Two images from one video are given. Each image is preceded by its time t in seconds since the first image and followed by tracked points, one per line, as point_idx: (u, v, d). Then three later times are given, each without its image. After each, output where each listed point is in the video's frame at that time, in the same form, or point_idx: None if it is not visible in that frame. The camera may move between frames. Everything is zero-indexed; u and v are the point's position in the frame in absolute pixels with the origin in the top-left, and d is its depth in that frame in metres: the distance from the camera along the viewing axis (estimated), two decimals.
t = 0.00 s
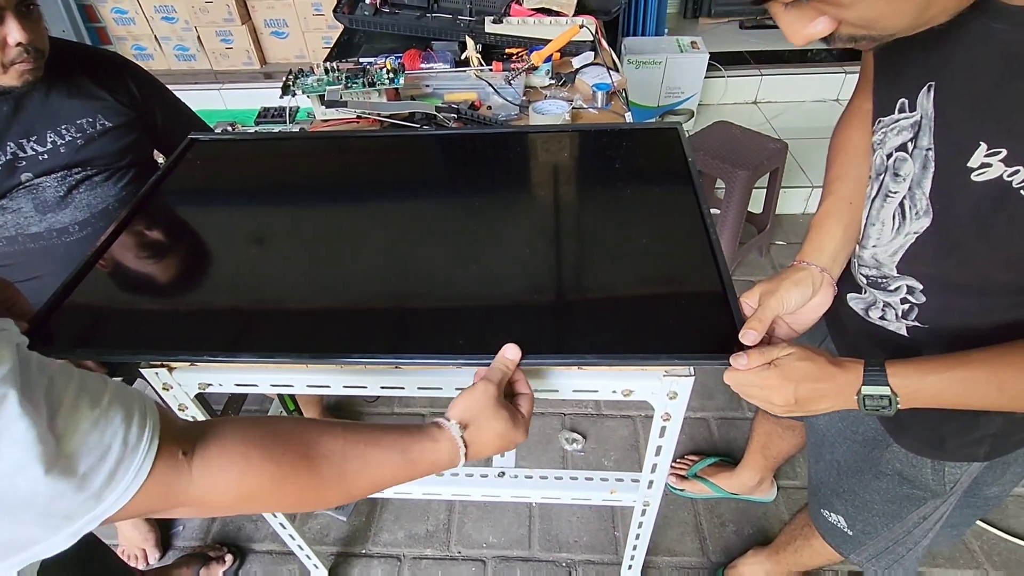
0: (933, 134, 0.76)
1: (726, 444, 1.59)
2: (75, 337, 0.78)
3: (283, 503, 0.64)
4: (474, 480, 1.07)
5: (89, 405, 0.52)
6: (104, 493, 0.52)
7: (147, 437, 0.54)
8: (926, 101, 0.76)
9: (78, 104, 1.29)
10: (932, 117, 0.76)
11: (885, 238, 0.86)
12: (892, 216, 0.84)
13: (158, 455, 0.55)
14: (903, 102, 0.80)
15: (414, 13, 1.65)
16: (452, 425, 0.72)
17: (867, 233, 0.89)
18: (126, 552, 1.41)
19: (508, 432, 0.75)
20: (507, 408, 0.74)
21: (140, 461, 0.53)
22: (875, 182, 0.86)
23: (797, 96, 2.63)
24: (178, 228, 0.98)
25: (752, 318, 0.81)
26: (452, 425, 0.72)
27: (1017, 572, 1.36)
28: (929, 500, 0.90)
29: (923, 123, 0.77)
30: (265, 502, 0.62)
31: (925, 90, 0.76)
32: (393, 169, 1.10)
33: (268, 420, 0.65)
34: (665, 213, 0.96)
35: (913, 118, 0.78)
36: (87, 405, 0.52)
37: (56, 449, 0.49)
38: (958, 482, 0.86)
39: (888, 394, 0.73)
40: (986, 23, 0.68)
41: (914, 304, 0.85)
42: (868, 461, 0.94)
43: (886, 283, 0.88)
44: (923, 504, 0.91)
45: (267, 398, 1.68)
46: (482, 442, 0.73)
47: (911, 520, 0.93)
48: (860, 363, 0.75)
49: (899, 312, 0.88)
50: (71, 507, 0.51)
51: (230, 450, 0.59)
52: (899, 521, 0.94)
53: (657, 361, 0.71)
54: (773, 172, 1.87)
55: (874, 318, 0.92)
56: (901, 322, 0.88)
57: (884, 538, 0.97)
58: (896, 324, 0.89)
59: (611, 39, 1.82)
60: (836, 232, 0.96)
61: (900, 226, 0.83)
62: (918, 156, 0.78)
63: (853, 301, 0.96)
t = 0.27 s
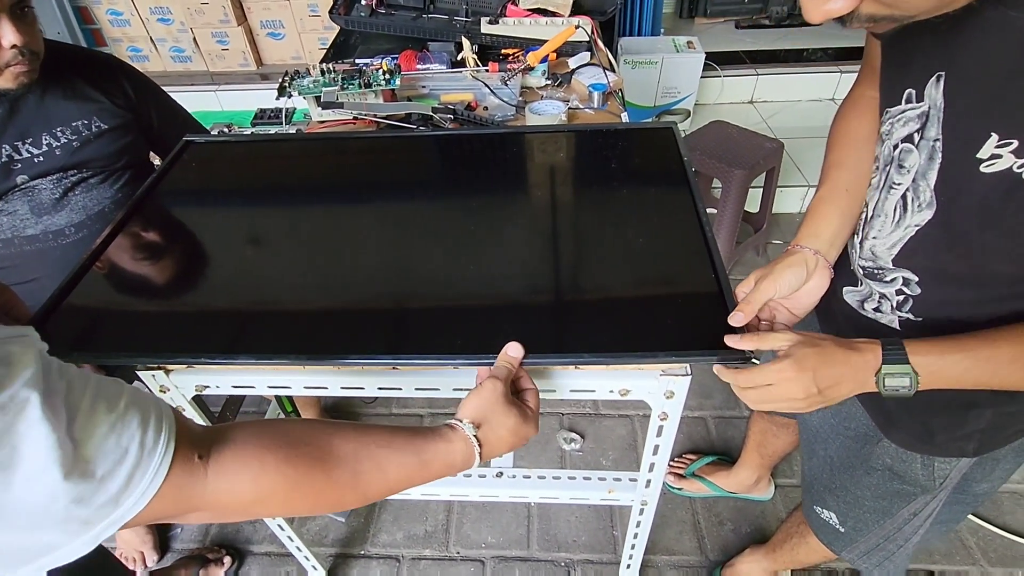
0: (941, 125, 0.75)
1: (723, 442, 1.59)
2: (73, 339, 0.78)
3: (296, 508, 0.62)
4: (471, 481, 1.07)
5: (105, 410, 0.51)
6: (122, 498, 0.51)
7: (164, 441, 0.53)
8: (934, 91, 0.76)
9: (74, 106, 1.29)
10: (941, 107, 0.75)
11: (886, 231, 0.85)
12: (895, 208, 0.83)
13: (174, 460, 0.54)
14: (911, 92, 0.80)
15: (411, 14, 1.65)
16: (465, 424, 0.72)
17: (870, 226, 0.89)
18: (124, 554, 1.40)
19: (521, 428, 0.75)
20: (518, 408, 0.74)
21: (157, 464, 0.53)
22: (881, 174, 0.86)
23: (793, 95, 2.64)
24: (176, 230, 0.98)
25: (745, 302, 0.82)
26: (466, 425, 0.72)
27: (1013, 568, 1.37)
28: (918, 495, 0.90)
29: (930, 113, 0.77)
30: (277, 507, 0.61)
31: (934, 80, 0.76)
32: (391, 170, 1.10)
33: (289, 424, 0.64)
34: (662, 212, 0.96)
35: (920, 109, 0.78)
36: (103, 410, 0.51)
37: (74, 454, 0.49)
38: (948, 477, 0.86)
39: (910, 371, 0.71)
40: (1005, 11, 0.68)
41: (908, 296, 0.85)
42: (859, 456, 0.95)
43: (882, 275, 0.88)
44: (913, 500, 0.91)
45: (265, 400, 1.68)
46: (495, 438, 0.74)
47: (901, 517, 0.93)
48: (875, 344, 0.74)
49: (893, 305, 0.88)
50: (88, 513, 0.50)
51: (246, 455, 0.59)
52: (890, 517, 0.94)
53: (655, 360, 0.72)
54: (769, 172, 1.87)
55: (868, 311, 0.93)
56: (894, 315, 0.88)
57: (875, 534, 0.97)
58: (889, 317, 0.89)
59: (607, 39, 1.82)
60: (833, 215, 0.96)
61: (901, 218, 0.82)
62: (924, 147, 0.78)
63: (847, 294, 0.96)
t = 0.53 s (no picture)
0: (953, 123, 0.74)
1: (722, 442, 1.59)
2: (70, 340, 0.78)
3: (326, 493, 0.62)
4: (470, 481, 1.07)
5: (136, 395, 0.51)
6: (155, 483, 0.51)
7: (194, 425, 0.53)
8: (948, 89, 0.75)
9: (71, 106, 1.29)
10: (954, 105, 0.74)
11: (891, 229, 0.84)
12: (902, 206, 0.82)
13: (205, 443, 0.54)
14: (925, 89, 0.78)
15: (409, 14, 1.65)
16: (493, 412, 0.71)
17: (874, 224, 0.88)
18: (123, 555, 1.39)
19: (549, 425, 0.73)
20: (547, 400, 0.73)
21: (187, 449, 0.52)
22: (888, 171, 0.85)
23: (791, 95, 2.65)
24: (173, 230, 0.98)
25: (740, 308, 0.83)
26: (493, 413, 0.71)
27: (1010, 565, 1.37)
28: (913, 489, 0.91)
29: (943, 111, 0.75)
30: (307, 492, 0.61)
31: (948, 77, 0.75)
32: (389, 170, 1.10)
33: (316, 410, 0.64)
34: (660, 211, 0.96)
35: (933, 106, 0.77)
36: (134, 396, 0.51)
37: (107, 440, 0.48)
38: (942, 471, 0.87)
39: (900, 360, 0.72)
40: (1004, 10, 0.68)
41: (903, 294, 0.85)
42: (854, 451, 0.95)
43: (877, 274, 0.89)
44: (906, 494, 0.91)
45: (263, 400, 1.69)
46: (522, 431, 0.71)
47: (894, 511, 0.94)
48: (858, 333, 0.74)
49: (888, 304, 0.88)
50: (124, 498, 0.50)
51: (273, 437, 0.58)
52: (884, 512, 0.95)
53: (653, 359, 0.72)
54: (766, 171, 1.88)
55: (863, 309, 0.93)
56: (889, 313, 0.88)
57: (868, 529, 0.97)
58: (884, 315, 0.89)
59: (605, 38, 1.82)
60: (826, 210, 0.97)
61: (905, 217, 0.82)
62: (934, 145, 0.76)
63: (842, 293, 0.97)
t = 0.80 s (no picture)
0: (972, 124, 0.71)
1: (722, 441, 1.60)
2: (72, 339, 0.78)
3: (300, 513, 0.61)
4: (471, 479, 1.08)
5: (113, 412, 0.50)
6: (123, 505, 0.49)
7: (168, 447, 0.52)
8: (965, 89, 0.72)
9: (71, 106, 1.29)
10: (972, 106, 0.71)
11: (900, 231, 0.83)
12: (914, 208, 0.80)
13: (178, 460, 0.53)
14: (938, 88, 0.75)
15: (409, 14, 1.65)
16: (465, 411, 0.72)
17: (881, 226, 0.86)
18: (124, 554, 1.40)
19: (524, 425, 0.74)
20: (519, 400, 0.74)
21: (158, 474, 0.51)
22: (895, 172, 0.82)
23: (791, 94, 2.65)
24: (174, 230, 0.98)
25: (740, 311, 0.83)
26: (466, 412, 0.71)
27: (1010, 563, 1.37)
28: (913, 484, 0.91)
29: (959, 112, 0.73)
30: (280, 512, 0.59)
31: (964, 77, 0.72)
32: (389, 169, 1.10)
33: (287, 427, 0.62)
34: (660, 210, 0.97)
35: (948, 106, 0.74)
36: (111, 412, 0.50)
37: (79, 457, 0.47)
38: (942, 465, 0.87)
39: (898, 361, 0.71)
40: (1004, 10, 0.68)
41: (904, 301, 0.86)
42: (854, 448, 0.95)
43: (880, 279, 0.89)
44: (907, 489, 0.92)
45: (263, 400, 1.69)
46: (495, 431, 0.72)
47: (895, 506, 0.95)
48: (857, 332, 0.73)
49: (888, 307, 0.89)
50: (87, 520, 0.48)
51: (251, 457, 0.57)
52: (884, 507, 0.95)
53: (653, 357, 0.72)
54: (766, 171, 1.88)
55: (862, 311, 0.93)
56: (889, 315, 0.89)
57: (869, 525, 0.98)
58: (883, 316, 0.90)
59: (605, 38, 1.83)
60: (823, 214, 0.96)
61: (917, 220, 0.80)
62: (950, 147, 0.74)
63: (838, 296, 0.98)
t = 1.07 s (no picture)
0: (977, 121, 0.71)
1: (722, 440, 1.59)
2: (73, 336, 0.78)
3: None
4: (471, 477, 1.08)
5: None
6: None
7: None
8: (973, 85, 0.71)
9: (71, 103, 1.29)
10: (979, 102, 0.71)
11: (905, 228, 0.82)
12: (920, 205, 0.79)
13: None
14: (948, 84, 0.75)
15: (410, 12, 1.65)
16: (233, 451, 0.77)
17: (889, 223, 0.85)
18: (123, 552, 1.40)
19: (298, 453, 0.84)
20: (288, 427, 0.83)
21: None
22: (904, 168, 0.82)
23: (792, 93, 2.65)
24: (175, 228, 0.98)
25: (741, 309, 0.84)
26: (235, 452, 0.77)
27: (1010, 562, 1.38)
28: (915, 479, 0.92)
29: (966, 108, 0.72)
30: None
31: (973, 73, 0.71)
32: (390, 167, 1.10)
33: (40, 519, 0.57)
34: (661, 209, 0.97)
35: (958, 102, 0.73)
36: None
37: None
38: (944, 460, 0.88)
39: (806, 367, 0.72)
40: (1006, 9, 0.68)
41: (904, 304, 0.86)
42: (856, 445, 0.95)
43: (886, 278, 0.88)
44: (908, 485, 0.93)
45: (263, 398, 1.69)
46: (268, 461, 0.80)
47: (896, 502, 0.96)
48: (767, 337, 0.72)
49: (889, 308, 0.89)
50: None
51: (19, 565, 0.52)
52: (885, 503, 0.96)
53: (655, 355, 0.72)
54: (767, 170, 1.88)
55: (865, 310, 0.93)
56: (889, 315, 0.89)
57: (870, 520, 0.99)
58: (883, 315, 0.90)
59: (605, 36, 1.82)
60: (824, 211, 0.96)
61: (923, 216, 0.79)
62: (957, 143, 0.73)
63: (841, 296, 0.98)
